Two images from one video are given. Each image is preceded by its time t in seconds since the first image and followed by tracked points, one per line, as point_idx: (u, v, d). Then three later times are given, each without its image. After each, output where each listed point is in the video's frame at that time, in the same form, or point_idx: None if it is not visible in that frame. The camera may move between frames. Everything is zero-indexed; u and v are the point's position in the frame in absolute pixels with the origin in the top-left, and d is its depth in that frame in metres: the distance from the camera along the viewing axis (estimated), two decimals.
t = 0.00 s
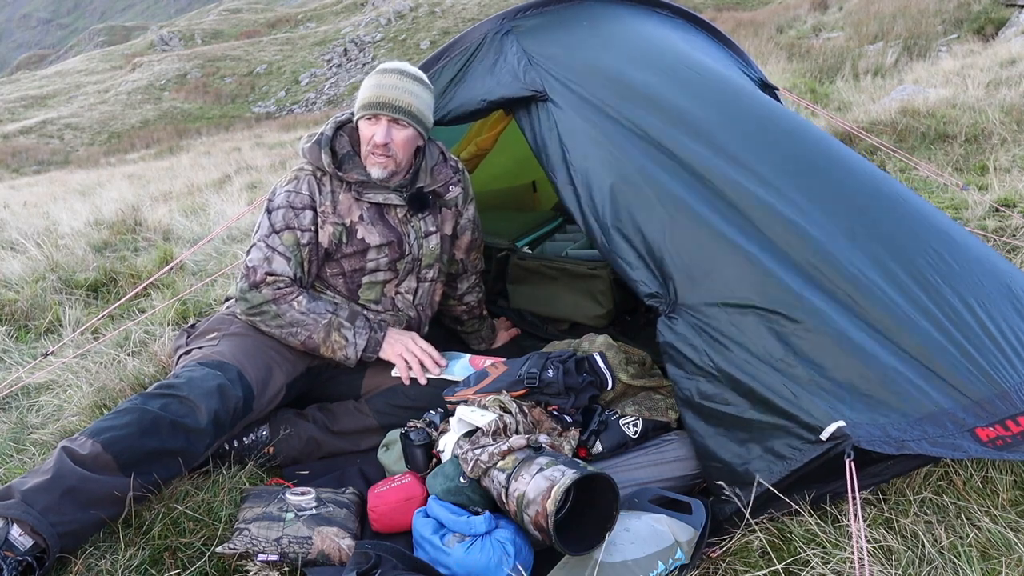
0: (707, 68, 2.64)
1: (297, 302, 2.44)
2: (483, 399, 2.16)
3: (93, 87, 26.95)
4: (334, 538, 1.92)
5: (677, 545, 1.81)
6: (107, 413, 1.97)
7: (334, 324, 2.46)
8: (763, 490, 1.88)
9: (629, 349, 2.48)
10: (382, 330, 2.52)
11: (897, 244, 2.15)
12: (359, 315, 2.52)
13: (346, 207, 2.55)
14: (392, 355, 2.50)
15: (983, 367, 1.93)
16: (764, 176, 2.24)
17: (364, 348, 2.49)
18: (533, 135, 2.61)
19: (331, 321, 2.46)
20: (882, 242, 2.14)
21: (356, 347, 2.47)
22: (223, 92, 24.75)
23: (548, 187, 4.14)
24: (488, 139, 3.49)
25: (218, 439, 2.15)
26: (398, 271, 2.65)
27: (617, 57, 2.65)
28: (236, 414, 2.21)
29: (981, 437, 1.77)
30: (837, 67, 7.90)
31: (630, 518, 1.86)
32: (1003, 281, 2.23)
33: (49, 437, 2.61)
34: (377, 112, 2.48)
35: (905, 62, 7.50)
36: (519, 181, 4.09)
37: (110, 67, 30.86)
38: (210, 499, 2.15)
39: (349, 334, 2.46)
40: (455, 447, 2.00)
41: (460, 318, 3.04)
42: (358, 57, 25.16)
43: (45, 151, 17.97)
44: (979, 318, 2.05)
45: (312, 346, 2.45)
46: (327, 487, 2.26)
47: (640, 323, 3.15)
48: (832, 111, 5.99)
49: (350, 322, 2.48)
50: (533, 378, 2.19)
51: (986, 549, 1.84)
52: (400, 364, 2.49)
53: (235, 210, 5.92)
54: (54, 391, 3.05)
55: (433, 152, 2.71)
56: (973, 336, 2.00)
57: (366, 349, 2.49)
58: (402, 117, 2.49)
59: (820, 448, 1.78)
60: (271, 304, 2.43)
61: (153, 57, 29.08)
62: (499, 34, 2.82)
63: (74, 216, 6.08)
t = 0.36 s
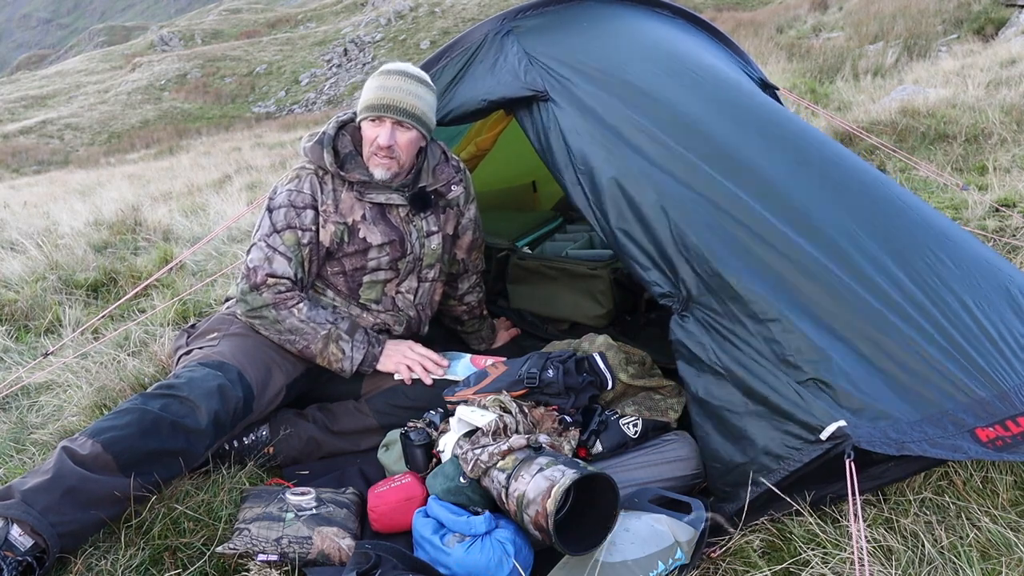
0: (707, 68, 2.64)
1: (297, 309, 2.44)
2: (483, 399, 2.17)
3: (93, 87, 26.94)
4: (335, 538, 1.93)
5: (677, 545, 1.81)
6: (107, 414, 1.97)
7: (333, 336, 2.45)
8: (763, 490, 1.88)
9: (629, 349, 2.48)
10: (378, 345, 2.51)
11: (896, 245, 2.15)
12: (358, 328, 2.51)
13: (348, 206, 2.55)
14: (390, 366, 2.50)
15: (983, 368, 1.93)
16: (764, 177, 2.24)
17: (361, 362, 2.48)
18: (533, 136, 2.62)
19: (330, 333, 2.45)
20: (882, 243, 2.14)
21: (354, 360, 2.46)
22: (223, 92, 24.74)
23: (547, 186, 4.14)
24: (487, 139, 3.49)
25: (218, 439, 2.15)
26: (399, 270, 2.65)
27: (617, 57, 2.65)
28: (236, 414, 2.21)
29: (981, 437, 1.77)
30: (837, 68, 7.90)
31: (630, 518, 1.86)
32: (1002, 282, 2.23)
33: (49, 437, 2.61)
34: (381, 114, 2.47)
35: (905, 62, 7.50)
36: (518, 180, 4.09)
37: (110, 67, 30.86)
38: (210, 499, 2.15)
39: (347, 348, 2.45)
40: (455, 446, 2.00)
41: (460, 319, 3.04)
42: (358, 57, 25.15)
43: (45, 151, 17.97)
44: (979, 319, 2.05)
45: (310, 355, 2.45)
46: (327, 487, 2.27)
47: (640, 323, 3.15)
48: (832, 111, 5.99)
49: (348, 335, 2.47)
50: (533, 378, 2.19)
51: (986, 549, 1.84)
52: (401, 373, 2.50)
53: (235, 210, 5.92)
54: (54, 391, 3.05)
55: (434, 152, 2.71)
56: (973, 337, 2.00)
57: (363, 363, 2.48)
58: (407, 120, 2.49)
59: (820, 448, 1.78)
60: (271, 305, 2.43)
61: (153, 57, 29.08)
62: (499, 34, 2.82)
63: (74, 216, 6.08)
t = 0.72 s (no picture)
0: (707, 67, 2.64)
1: (297, 309, 2.44)
2: (483, 399, 2.17)
3: (93, 87, 26.94)
4: (334, 538, 1.93)
5: (677, 545, 1.81)
6: (108, 414, 1.97)
7: (333, 336, 2.45)
8: (763, 490, 1.88)
9: (629, 349, 2.48)
10: (378, 346, 2.51)
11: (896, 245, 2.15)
12: (359, 329, 2.51)
13: (349, 207, 2.55)
14: (391, 365, 2.50)
15: (983, 368, 1.93)
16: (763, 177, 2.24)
17: (361, 363, 2.48)
18: (533, 136, 2.62)
19: (330, 333, 2.45)
20: (882, 243, 2.14)
21: (354, 360, 2.46)
22: (223, 92, 24.74)
23: (548, 186, 4.14)
24: (488, 139, 3.50)
25: (218, 439, 2.15)
26: (399, 271, 2.65)
27: (616, 56, 2.65)
28: (236, 415, 2.21)
29: (981, 438, 1.77)
30: (837, 67, 7.89)
31: (630, 518, 1.86)
32: (1002, 282, 2.22)
33: (49, 437, 2.61)
34: (384, 115, 2.47)
35: (905, 62, 7.50)
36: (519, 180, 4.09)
37: (110, 66, 30.87)
38: (210, 499, 2.15)
39: (347, 348, 2.45)
40: (455, 447, 2.00)
41: (460, 319, 3.04)
42: (358, 57, 25.14)
43: (45, 151, 17.97)
44: (978, 319, 2.05)
45: (310, 355, 2.45)
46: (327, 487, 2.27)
47: (640, 323, 3.15)
48: (832, 111, 5.99)
49: (349, 336, 2.47)
50: (532, 378, 2.19)
51: (986, 549, 1.84)
52: (402, 373, 2.49)
53: (235, 210, 5.92)
54: (54, 391, 3.05)
55: (435, 152, 2.71)
56: (973, 337, 2.00)
57: (363, 363, 2.48)
58: (410, 121, 2.49)
59: (820, 448, 1.78)
60: (272, 305, 2.43)
61: (152, 57, 29.07)
62: (499, 34, 2.82)
63: (74, 216, 6.08)
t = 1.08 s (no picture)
0: (707, 67, 2.64)
1: (297, 309, 2.44)
2: (483, 399, 2.17)
3: (93, 87, 26.94)
4: (334, 538, 1.93)
5: (677, 545, 1.81)
6: (108, 414, 1.97)
7: (333, 337, 2.45)
8: (763, 490, 1.88)
9: (629, 348, 2.48)
10: (379, 346, 2.51)
11: (897, 245, 2.15)
12: (359, 329, 2.51)
13: (349, 208, 2.55)
14: (392, 365, 2.49)
15: (983, 369, 1.93)
16: (764, 177, 2.24)
17: (361, 363, 2.48)
18: (534, 136, 2.62)
19: (330, 333, 2.45)
20: (883, 243, 2.14)
21: (353, 361, 2.46)
22: (223, 92, 24.75)
23: (548, 186, 4.14)
24: (488, 140, 3.50)
25: (218, 439, 2.15)
26: (400, 271, 2.65)
27: (616, 56, 2.65)
28: (236, 415, 2.21)
29: (981, 438, 1.77)
30: (837, 67, 7.89)
31: (630, 518, 1.86)
32: (1002, 281, 2.22)
33: (49, 437, 2.61)
34: (384, 116, 2.47)
35: (905, 62, 7.50)
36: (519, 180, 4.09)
37: (110, 66, 30.87)
38: (210, 499, 2.15)
39: (347, 349, 2.45)
40: (455, 446, 2.00)
41: (460, 319, 3.04)
42: (358, 57, 25.14)
43: (45, 151, 17.97)
44: (979, 318, 2.05)
45: (310, 355, 2.45)
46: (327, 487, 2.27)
47: (640, 323, 3.15)
48: (832, 111, 5.99)
49: (348, 336, 2.47)
50: (532, 378, 2.19)
51: (986, 549, 1.84)
52: (402, 374, 2.49)
53: (235, 210, 5.93)
54: (54, 391, 3.05)
55: (435, 153, 2.71)
56: (974, 336, 2.00)
57: (363, 364, 2.48)
58: (410, 121, 2.49)
59: (820, 448, 1.78)
60: (271, 306, 2.43)
61: (152, 57, 29.08)
62: (499, 34, 2.81)
63: (74, 216, 6.08)
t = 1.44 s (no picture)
0: (707, 67, 2.64)
1: (297, 310, 2.44)
2: (483, 399, 2.17)
3: (93, 87, 26.93)
4: (335, 538, 1.93)
5: (677, 545, 1.81)
6: (107, 414, 1.97)
7: (333, 337, 2.45)
8: (763, 490, 1.88)
9: (628, 349, 2.48)
10: (378, 346, 2.51)
11: (896, 245, 2.15)
12: (359, 330, 2.51)
13: (348, 209, 2.55)
14: (392, 365, 2.49)
15: (983, 369, 1.93)
16: (762, 178, 2.24)
17: (361, 364, 2.48)
18: (533, 136, 2.61)
19: (330, 334, 2.45)
20: (882, 243, 2.14)
21: (353, 361, 2.46)
22: (223, 92, 24.74)
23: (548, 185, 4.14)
24: (489, 139, 3.48)
25: (218, 439, 2.15)
26: (399, 272, 2.65)
27: (616, 57, 2.65)
28: (236, 415, 2.21)
29: (980, 438, 1.77)
30: (837, 67, 7.89)
31: (630, 518, 1.86)
32: (1002, 281, 2.22)
33: (49, 437, 2.61)
34: (384, 116, 2.47)
35: (905, 62, 7.50)
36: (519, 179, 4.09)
37: (110, 66, 30.87)
38: (210, 499, 2.15)
39: (347, 349, 2.45)
40: (455, 447, 2.00)
41: (460, 319, 3.04)
42: (358, 57, 25.14)
43: (45, 151, 17.96)
44: (978, 319, 2.05)
45: (310, 356, 2.45)
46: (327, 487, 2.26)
47: (640, 323, 3.15)
48: (832, 111, 5.98)
49: (348, 337, 2.47)
50: (532, 378, 2.19)
51: (986, 549, 1.84)
52: (402, 374, 2.49)
53: (235, 210, 5.93)
54: (54, 391, 3.05)
55: (435, 153, 2.71)
56: (972, 337, 2.00)
57: (363, 364, 2.48)
58: (410, 121, 2.48)
59: (820, 448, 1.78)
60: (271, 307, 2.43)
61: (153, 57, 29.07)
62: (499, 34, 2.81)
63: (74, 216, 6.07)
